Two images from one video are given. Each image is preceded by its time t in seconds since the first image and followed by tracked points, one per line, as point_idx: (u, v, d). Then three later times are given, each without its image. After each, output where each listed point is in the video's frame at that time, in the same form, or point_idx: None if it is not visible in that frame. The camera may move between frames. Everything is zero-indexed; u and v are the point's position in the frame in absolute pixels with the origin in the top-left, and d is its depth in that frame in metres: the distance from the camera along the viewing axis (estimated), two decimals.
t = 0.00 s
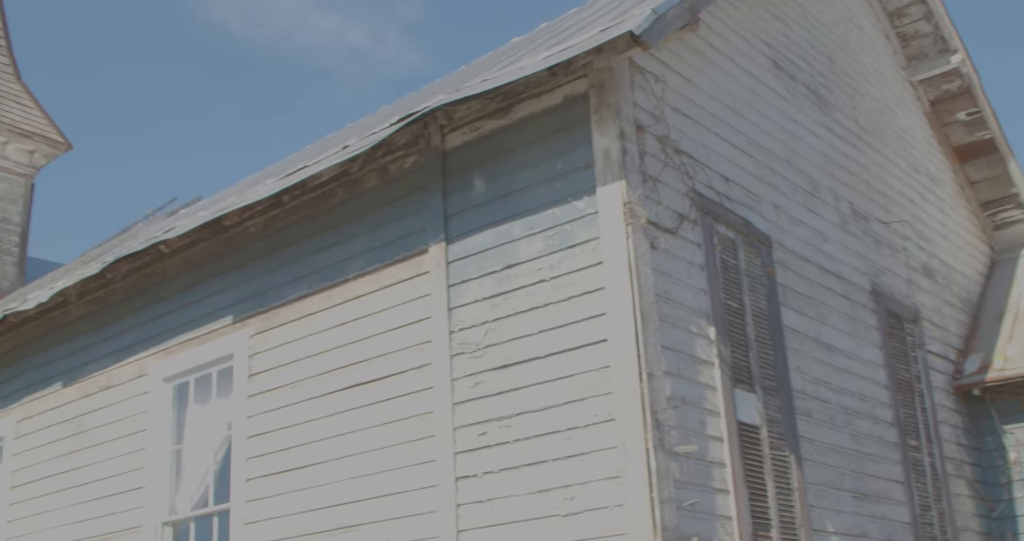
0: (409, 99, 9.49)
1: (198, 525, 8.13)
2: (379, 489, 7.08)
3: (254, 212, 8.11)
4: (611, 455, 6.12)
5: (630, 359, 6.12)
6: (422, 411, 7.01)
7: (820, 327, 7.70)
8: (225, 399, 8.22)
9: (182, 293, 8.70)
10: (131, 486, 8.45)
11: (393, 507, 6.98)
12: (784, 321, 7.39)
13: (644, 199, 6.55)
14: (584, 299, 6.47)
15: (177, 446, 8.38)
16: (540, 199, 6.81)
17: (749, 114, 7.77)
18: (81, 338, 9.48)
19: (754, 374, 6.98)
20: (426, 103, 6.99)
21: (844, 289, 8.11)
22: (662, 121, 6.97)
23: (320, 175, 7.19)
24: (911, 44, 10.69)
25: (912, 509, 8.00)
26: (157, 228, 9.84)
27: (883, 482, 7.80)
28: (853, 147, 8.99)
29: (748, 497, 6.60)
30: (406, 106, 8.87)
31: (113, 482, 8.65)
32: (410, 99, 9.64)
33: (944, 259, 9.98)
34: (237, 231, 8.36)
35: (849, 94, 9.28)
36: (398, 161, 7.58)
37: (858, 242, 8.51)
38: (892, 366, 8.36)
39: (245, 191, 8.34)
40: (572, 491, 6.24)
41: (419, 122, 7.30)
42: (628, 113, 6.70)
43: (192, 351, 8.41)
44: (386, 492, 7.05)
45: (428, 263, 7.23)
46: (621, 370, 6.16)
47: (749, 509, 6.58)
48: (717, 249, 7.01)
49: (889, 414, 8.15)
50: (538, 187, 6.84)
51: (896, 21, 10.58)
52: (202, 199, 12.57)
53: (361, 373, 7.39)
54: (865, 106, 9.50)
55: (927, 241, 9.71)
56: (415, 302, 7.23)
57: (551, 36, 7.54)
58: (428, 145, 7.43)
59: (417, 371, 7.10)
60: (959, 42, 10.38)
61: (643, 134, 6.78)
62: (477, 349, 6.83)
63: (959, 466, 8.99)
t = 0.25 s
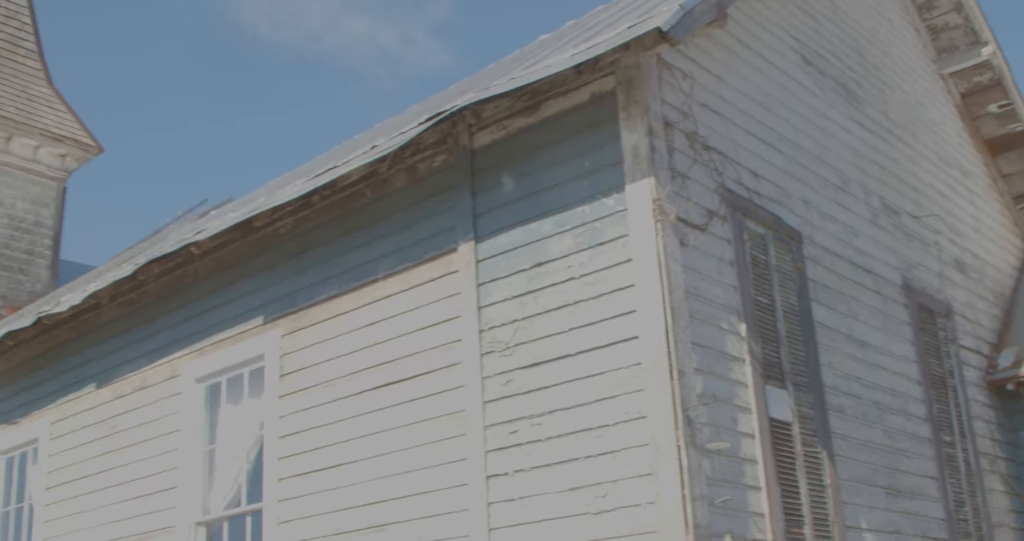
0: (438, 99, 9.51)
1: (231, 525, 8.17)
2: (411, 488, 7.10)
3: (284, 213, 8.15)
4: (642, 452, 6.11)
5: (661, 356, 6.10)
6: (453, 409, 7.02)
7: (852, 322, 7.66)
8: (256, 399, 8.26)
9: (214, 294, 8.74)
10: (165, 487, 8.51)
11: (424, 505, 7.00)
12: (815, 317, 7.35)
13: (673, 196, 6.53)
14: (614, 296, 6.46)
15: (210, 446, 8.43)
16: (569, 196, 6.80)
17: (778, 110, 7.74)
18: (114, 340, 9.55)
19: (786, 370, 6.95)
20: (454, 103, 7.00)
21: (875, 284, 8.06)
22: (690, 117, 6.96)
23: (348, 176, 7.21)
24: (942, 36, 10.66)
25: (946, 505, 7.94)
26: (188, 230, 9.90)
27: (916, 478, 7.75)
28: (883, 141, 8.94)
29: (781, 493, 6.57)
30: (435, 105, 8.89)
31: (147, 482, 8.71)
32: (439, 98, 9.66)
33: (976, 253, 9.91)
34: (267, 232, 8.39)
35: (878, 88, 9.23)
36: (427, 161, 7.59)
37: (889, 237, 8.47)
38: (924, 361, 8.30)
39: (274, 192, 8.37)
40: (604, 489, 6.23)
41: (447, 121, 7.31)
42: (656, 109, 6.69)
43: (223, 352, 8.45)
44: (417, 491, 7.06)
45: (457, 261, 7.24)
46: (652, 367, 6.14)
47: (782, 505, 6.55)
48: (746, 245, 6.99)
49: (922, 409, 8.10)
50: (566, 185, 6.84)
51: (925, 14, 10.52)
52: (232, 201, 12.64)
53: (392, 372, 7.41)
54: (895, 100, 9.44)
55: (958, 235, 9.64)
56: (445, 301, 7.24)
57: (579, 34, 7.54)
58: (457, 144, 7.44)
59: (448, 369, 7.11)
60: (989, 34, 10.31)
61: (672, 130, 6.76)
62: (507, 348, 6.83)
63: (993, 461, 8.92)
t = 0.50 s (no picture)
0: (467, 97, 9.50)
1: (266, 524, 8.23)
2: (444, 486, 7.11)
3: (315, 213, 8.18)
4: (675, 449, 6.10)
5: (694, 353, 6.08)
6: (485, 407, 7.03)
7: (886, 317, 7.61)
8: (290, 399, 8.30)
9: (247, 294, 8.79)
10: (200, 486, 8.57)
11: (458, 503, 7.01)
12: (849, 312, 7.31)
13: (704, 192, 6.51)
14: (645, 293, 6.44)
15: (245, 446, 8.48)
16: (599, 193, 6.79)
17: (809, 104, 7.69)
18: (148, 341, 9.63)
19: (819, 365, 6.91)
20: (483, 102, 7.00)
21: (909, 278, 8.01)
22: (721, 112, 6.93)
23: (379, 176, 7.23)
24: (974, 27, 10.55)
25: (983, 501, 7.88)
26: (220, 231, 9.96)
27: (953, 473, 7.69)
28: (916, 134, 8.88)
29: (815, 489, 6.54)
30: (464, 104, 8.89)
31: (182, 482, 8.77)
32: (468, 96, 9.67)
33: (1011, 245, 9.82)
34: (298, 232, 8.43)
35: (910, 80, 9.15)
36: (456, 160, 7.60)
37: (922, 230, 8.40)
38: (960, 355, 8.23)
39: (305, 192, 8.40)
40: (637, 486, 6.22)
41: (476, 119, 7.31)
42: (686, 105, 6.66)
43: (256, 352, 8.50)
44: (450, 489, 7.08)
45: (488, 260, 7.25)
46: (684, 364, 6.12)
47: (817, 502, 6.52)
48: (778, 240, 6.95)
49: (958, 404, 8.03)
50: (597, 182, 6.82)
51: (957, 5, 10.43)
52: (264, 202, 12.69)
53: (424, 370, 7.43)
54: (927, 92, 9.37)
55: (993, 228, 9.55)
56: (476, 299, 7.25)
57: (608, 31, 7.52)
58: (486, 143, 7.44)
59: (479, 368, 7.12)
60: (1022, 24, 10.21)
61: (702, 126, 6.74)
62: (539, 345, 6.83)
63: None
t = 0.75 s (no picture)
0: (498, 95, 9.51)
1: (302, 523, 8.26)
2: (480, 484, 7.12)
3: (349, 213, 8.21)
4: (711, 445, 6.07)
5: (729, 348, 6.06)
6: (520, 405, 7.03)
7: (922, 310, 7.56)
8: (325, 398, 8.33)
9: (282, 294, 8.83)
10: (238, 485, 8.64)
11: (494, 501, 7.02)
12: (885, 306, 7.26)
13: (737, 187, 6.48)
14: (680, 289, 6.42)
15: (281, 445, 8.53)
16: (632, 189, 6.78)
17: (842, 97, 7.65)
18: (184, 341, 9.70)
19: (855, 359, 6.87)
20: (514, 99, 7.00)
21: (945, 271, 7.94)
22: (753, 107, 6.90)
23: (411, 174, 7.24)
24: (1009, 17, 10.44)
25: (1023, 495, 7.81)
26: (254, 231, 10.01)
27: (992, 467, 7.63)
28: (951, 126, 8.80)
29: (853, 485, 6.49)
30: (495, 102, 8.90)
31: (220, 482, 8.84)
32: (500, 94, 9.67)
33: None
34: (332, 232, 8.47)
35: (944, 72, 9.08)
36: (488, 158, 7.60)
37: (958, 223, 8.34)
38: (998, 349, 8.16)
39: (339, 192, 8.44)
40: (673, 482, 6.19)
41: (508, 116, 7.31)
42: (718, 100, 6.63)
43: (291, 352, 8.55)
44: (486, 487, 7.09)
45: (521, 257, 7.25)
46: (720, 360, 6.10)
47: (854, 497, 6.47)
48: (812, 234, 6.91)
49: (997, 397, 7.96)
50: (629, 178, 6.81)
51: None
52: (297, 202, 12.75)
53: (458, 368, 7.44)
54: (961, 83, 9.29)
55: None
56: (510, 297, 7.25)
57: (639, 26, 7.51)
58: (518, 140, 7.44)
59: (514, 365, 7.12)
60: None
61: (734, 120, 6.71)
62: (573, 342, 6.83)
63: None
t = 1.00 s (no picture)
0: (534, 91, 9.50)
1: (344, 521, 8.30)
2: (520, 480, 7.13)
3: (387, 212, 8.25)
4: (752, 440, 6.04)
5: (769, 343, 6.02)
6: (559, 401, 7.03)
7: (965, 303, 7.50)
8: (364, 396, 8.38)
9: (322, 293, 8.89)
10: (280, 483, 8.73)
11: (535, 498, 7.02)
12: (926, 298, 7.20)
13: (775, 180, 6.45)
14: (719, 284, 6.39)
15: (322, 443, 8.58)
16: (670, 184, 6.75)
17: (881, 88, 7.59)
18: (226, 341, 9.77)
19: (897, 352, 6.81)
20: (550, 95, 6.99)
21: (988, 262, 7.86)
22: (791, 100, 6.86)
23: (448, 173, 7.26)
24: None
25: None
26: (293, 232, 10.08)
27: None
28: (992, 116, 8.71)
29: (895, 479, 6.43)
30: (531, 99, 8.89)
31: (263, 480, 8.92)
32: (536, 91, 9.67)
33: None
34: (370, 231, 8.50)
35: (984, 61, 8.97)
36: (525, 155, 7.59)
37: (1000, 214, 8.25)
38: None
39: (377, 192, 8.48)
40: (714, 478, 6.17)
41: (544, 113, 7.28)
42: (754, 94, 6.59)
43: (332, 351, 8.63)
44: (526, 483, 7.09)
45: (559, 253, 7.24)
46: (760, 354, 6.06)
47: (897, 491, 6.41)
48: (852, 227, 6.86)
49: None
50: (667, 173, 6.78)
51: None
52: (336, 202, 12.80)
53: (498, 365, 7.45)
54: (1002, 73, 9.18)
55: None
56: (548, 293, 7.26)
57: (674, 20, 7.46)
58: (554, 136, 7.41)
59: (553, 362, 7.12)
60: None
61: (771, 113, 6.66)
62: (612, 338, 6.82)
63: None
